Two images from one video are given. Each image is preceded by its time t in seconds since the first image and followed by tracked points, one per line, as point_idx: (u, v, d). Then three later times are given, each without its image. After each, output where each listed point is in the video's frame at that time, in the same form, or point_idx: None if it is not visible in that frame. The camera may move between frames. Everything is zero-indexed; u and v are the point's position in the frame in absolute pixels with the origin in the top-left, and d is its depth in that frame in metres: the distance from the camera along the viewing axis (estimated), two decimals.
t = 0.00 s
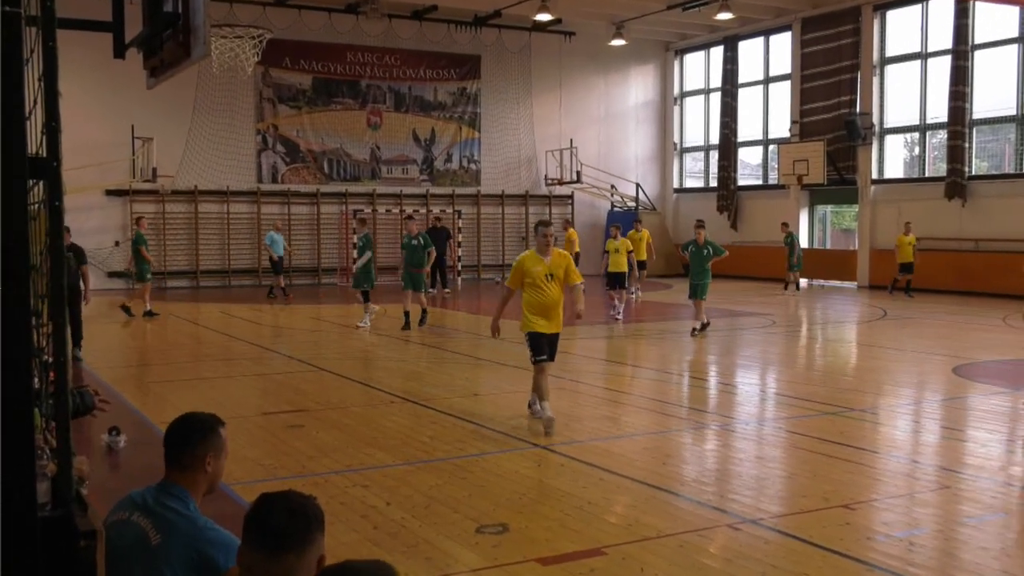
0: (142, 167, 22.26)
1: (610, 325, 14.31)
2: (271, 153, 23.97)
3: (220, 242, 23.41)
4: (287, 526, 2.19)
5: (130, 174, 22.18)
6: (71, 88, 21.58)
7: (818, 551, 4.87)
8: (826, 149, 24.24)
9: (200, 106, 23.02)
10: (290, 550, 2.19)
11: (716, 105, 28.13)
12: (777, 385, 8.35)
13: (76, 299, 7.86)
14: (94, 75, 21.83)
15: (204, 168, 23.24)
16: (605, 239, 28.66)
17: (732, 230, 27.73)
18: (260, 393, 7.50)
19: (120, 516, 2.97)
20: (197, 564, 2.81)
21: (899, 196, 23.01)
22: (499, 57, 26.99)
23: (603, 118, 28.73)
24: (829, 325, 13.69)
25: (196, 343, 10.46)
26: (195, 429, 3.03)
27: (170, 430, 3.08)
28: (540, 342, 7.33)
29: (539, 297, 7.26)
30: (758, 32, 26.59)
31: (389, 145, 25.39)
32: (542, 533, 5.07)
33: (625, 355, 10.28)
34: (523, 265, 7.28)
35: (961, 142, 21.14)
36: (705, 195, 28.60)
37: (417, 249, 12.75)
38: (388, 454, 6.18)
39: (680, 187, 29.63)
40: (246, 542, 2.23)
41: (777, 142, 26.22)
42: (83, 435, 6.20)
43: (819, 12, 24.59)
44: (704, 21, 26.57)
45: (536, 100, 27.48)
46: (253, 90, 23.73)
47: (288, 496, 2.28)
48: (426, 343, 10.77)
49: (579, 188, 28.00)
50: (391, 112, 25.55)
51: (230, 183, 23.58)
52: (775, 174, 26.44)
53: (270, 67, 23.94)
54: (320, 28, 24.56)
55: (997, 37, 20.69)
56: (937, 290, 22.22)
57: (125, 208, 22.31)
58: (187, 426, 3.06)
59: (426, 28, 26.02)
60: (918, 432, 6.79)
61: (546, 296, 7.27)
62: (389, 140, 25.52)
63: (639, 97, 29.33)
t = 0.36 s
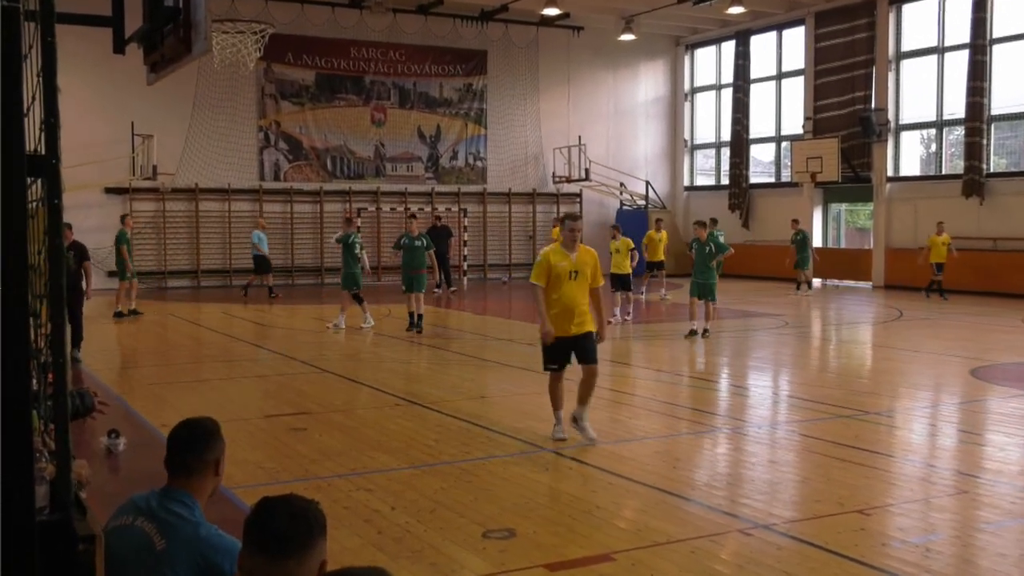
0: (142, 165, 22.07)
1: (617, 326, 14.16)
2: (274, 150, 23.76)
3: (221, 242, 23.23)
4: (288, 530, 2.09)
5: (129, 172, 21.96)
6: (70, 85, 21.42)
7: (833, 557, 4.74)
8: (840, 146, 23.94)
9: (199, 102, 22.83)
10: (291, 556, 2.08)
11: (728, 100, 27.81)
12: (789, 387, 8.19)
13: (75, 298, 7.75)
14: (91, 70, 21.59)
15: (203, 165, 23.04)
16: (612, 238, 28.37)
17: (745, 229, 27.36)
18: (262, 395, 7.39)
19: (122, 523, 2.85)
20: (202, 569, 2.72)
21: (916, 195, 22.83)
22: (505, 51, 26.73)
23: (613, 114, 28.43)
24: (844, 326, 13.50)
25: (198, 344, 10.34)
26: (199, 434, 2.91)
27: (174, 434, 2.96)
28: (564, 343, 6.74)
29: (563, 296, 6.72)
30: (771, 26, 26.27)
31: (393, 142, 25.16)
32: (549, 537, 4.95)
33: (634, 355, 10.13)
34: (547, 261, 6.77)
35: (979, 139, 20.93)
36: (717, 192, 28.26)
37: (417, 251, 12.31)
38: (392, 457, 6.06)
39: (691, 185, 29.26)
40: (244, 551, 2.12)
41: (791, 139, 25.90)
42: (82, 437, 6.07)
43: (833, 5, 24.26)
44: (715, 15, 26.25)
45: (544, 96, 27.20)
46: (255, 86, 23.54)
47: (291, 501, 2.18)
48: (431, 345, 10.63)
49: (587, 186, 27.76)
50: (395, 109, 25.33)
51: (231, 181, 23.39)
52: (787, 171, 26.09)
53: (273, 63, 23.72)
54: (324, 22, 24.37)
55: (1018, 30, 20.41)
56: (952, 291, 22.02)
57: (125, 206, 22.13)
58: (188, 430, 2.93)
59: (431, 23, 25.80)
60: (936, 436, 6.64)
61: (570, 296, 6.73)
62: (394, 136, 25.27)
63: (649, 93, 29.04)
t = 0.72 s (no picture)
0: (135, 161, 21.29)
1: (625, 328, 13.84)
2: (272, 145, 22.97)
3: (218, 241, 22.44)
4: (288, 536, 1.96)
5: (122, 168, 21.20)
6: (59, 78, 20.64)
7: (855, 568, 4.51)
8: (860, 141, 23.15)
9: (195, 95, 22.05)
10: (290, 564, 1.95)
11: (744, 93, 26.85)
12: (805, 392, 7.93)
13: (64, 301, 7.51)
14: (80, 62, 20.80)
15: (199, 159, 22.26)
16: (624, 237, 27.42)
17: (763, 227, 26.36)
18: (260, 400, 7.15)
19: (114, 531, 2.64)
20: None
21: (938, 192, 21.94)
22: (513, 42, 25.83)
23: (623, 108, 27.48)
24: (862, 328, 13.16)
25: (193, 348, 10.05)
26: (194, 441, 2.68)
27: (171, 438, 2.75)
28: (602, 360, 5.93)
29: (602, 307, 5.93)
30: (789, 16, 25.37)
31: (396, 136, 24.32)
32: (558, 548, 4.73)
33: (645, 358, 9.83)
34: (584, 267, 6.00)
35: (1005, 133, 20.28)
36: (732, 189, 27.31)
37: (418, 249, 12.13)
38: (393, 464, 5.82)
39: (704, 181, 28.21)
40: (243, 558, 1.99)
41: (809, 134, 25.05)
42: (74, 443, 5.86)
43: None
44: (729, 6, 25.48)
45: (553, 89, 26.29)
46: (252, 78, 22.78)
47: (292, 509, 2.04)
48: (435, 349, 10.35)
49: (597, 182, 26.78)
50: (398, 102, 24.49)
51: (228, 177, 22.61)
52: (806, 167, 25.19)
53: (270, 54, 22.98)
54: (324, 12, 23.57)
55: None
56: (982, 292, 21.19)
57: (117, 204, 21.40)
58: (183, 436, 2.70)
59: (435, 13, 24.96)
60: (959, 443, 6.40)
61: (611, 307, 5.93)
62: (396, 130, 24.45)
63: (661, 85, 28.12)
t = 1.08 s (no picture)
0: (123, 153, 20.33)
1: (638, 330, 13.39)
2: (265, 138, 21.91)
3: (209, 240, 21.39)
4: (284, 552, 1.77)
5: (109, 161, 20.28)
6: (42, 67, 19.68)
7: None
8: (887, 132, 21.93)
9: (186, 84, 21.03)
10: None
11: (763, 83, 25.64)
12: (828, 399, 7.57)
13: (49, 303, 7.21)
14: (64, 47, 19.84)
15: (190, 149, 21.23)
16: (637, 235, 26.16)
17: (783, 223, 25.21)
18: (257, 407, 6.86)
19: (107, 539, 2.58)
20: None
21: (970, 184, 20.96)
22: (520, 29, 24.66)
23: (637, 98, 26.27)
24: (888, 331, 12.73)
25: (188, 351, 9.72)
26: (179, 460, 2.51)
27: (162, 450, 2.61)
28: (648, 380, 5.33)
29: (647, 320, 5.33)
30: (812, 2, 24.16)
31: (397, 128, 23.21)
32: (567, 562, 4.43)
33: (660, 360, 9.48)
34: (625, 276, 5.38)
35: None
36: (751, 183, 26.13)
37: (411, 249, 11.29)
38: (394, 473, 5.54)
39: (721, 175, 27.06)
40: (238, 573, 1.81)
41: (832, 125, 23.93)
42: (59, 452, 5.61)
43: None
44: None
45: (562, 77, 25.10)
46: (245, 66, 21.71)
47: (291, 520, 1.86)
48: (441, 353, 9.99)
49: (608, 176, 25.53)
50: (399, 92, 23.38)
51: (220, 171, 21.58)
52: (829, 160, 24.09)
53: (265, 42, 21.92)
54: None
55: None
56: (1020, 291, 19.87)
57: (104, 199, 20.47)
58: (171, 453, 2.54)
59: None
60: (992, 453, 6.07)
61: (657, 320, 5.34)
62: (397, 122, 23.33)
63: (677, 74, 26.91)
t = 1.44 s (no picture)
0: (119, 148, 19.86)
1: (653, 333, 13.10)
2: (267, 132, 21.36)
3: (209, 240, 20.82)
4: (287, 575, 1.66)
5: (104, 156, 19.78)
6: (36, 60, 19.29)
7: None
8: (917, 125, 21.30)
9: (184, 74, 20.52)
10: None
11: (787, 73, 24.88)
12: (853, 405, 7.32)
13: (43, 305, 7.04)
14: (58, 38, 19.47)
15: (189, 142, 20.69)
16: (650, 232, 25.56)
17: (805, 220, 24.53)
18: (258, 412, 6.65)
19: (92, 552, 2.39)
20: None
21: (1003, 179, 20.38)
22: (531, 18, 24.10)
23: (654, 90, 25.66)
24: (919, 335, 12.36)
25: (188, 354, 9.52)
26: (180, 464, 2.34)
27: (158, 455, 2.43)
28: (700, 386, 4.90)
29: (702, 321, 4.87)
30: None
31: (403, 121, 22.68)
32: None
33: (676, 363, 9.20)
34: (680, 271, 4.88)
35: None
36: (772, 179, 25.45)
37: (414, 248, 10.40)
38: (401, 481, 5.32)
39: (744, 169, 26.28)
40: None
41: (858, 118, 23.22)
42: (54, 460, 5.41)
43: None
44: None
45: (576, 68, 24.53)
46: (245, 57, 21.17)
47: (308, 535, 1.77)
48: (451, 355, 9.76)
49: (624, 171, 25.06)
50: (406, 84, 22.85)
51: (220, 166, 21.03)
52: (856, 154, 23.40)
53: (265, 32, 21.41)
54: None
55: None
56: None
57: (99, 195, 19.90)
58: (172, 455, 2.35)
59: None
60: None
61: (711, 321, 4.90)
62: (404, 115, 22.78)
63: (696, 65, 26.26)
